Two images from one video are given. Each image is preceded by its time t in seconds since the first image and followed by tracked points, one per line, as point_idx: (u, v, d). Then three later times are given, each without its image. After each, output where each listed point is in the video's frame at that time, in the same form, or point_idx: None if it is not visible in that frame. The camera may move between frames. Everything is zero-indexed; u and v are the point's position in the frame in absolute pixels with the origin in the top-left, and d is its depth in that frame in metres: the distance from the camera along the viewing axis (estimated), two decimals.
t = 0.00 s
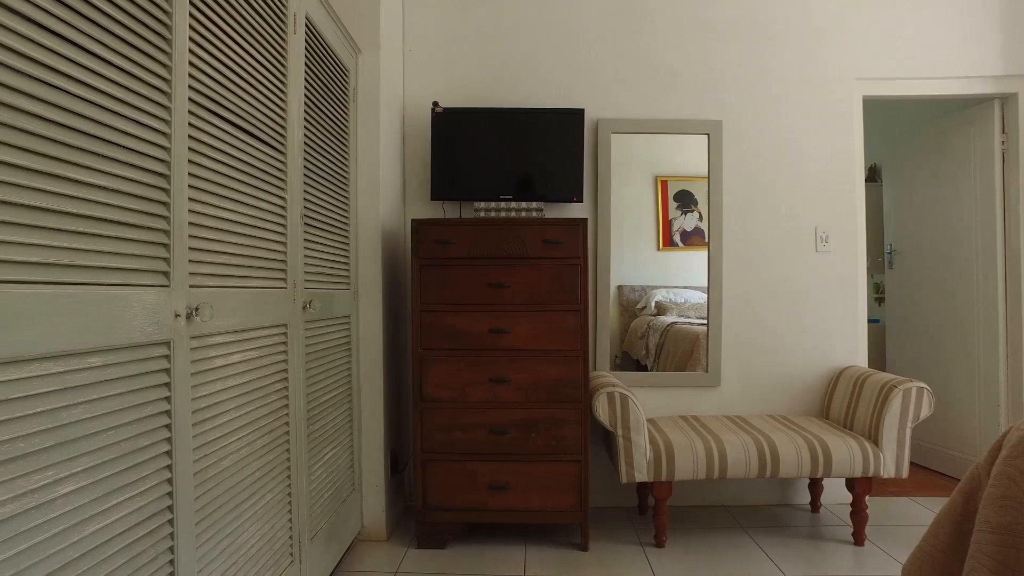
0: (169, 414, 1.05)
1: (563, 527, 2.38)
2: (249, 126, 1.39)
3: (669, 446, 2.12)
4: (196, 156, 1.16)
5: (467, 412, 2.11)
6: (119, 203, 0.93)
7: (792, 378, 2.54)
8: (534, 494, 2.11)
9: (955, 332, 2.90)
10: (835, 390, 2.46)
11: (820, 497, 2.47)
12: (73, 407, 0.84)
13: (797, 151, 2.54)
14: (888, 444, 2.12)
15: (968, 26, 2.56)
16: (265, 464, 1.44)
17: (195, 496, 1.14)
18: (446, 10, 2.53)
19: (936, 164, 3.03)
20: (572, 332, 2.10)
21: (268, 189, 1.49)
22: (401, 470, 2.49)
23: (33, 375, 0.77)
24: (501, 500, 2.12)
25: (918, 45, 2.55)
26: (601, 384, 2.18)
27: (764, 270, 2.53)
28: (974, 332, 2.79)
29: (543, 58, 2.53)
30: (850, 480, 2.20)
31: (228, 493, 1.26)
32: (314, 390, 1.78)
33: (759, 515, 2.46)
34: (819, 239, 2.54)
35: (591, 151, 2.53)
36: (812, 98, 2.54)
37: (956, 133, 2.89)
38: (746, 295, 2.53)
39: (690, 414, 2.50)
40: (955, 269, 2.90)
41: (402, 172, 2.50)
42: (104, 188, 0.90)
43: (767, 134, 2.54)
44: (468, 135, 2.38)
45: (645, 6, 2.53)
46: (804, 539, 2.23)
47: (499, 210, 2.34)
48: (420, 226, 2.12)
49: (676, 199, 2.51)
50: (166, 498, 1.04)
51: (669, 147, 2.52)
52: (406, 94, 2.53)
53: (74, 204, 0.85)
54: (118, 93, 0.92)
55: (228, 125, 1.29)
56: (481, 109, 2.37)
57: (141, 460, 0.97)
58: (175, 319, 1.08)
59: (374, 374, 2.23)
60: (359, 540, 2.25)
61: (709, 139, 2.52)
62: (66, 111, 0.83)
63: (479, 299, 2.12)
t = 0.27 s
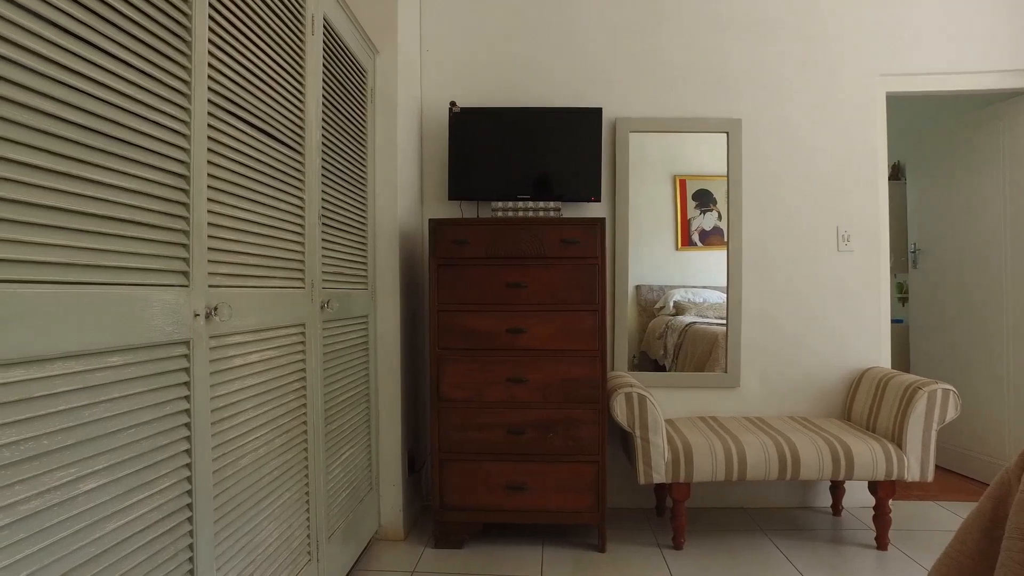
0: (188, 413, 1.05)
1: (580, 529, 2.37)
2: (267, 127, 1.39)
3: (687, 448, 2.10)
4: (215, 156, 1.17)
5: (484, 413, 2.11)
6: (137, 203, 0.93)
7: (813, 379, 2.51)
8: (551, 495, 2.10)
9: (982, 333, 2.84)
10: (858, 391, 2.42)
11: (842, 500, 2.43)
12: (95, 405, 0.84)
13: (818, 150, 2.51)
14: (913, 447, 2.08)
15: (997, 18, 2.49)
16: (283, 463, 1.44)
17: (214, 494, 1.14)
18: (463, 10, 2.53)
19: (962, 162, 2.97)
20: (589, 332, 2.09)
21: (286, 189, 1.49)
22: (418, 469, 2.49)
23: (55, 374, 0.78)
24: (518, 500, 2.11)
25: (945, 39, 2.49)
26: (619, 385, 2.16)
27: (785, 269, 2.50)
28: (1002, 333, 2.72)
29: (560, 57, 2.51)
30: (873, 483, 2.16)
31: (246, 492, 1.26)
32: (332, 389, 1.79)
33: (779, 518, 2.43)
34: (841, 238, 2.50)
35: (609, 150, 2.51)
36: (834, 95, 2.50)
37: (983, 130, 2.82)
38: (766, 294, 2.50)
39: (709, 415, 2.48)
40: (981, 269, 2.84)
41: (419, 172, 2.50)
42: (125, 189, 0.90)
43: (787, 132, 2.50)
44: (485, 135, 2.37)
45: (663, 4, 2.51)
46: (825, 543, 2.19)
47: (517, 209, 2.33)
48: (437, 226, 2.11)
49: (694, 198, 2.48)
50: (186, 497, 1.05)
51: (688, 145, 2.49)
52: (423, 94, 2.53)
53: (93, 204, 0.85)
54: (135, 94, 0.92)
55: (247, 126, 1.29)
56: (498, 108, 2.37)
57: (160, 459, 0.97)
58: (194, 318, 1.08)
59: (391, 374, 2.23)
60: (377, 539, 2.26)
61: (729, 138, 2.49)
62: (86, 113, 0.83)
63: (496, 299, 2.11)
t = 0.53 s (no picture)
0: (207, 412, 1.06)
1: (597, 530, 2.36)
2: (285, 128, 1.40)
3: (705, 449, 2.08)
4: (233, 157, 1.17)
5: (500, 413, 2.11)
6: (156, 204, 0.94)
7: (833, 381, 2.48)
8: (567, 495, 2.10)
9: (1007, 334, 2.79)
10: (878, 393, 2.39)
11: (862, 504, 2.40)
12: (117, 403, 0.85)
13: (837, 148, 2.48)
14: (935, 450, 2.05)
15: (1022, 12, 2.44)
16: (300, 462, 1.45)
17: (232, 493, 1.14)
18: (479, 10, 2.53)
19: (986, 160, 2.92)
20: (605, 332, 2.08)
21: (303, 190, 1.50)
22: (434, 469, 2.49)
23: (77, 372, 0.78)
24: (534, 500, 2.10)
25: (968, 34, 2.45)
26: (636, 386, 2.15)
27: (804, 269, 2.47)
28: None
29: (576, 56, 2.51)
30: (894, 486, 2.13)
31: (264, 491, 1.27)
32: (349, 389, 1.79)
33: (797, 520, 2.40)
34: (861, 238, 2.47)
35: (625, 150, 2.50)
36: (854, 93, 2.47)
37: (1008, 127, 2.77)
38: (784, 295, 2.48)
39: (727, 417, 2.46)
40: (1007, 269, 2.79)
41: (435, 173, 2.50)
42: (145, 191, 0.91)
43: (806, 130, 2.48)
44: (501, 135, 2.37)
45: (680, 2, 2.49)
46: (844, 546, 2.17)
47: (533, 209, 2.32)
48: (453, 226, 2.12)
49: (711, 197, 2.46)
50: (205, 496, 1.06)
51: (705, 144, 2.47)
52: (439, 95, 2.53)
53: (112, 205, 0.85)
54: (154, 95, 0.93)
55: (265, 128, 1.30)
56: (514, 108, 2.36)
57: (180, 458, 0.98)
58: (213, 318, 1.09)
59: (407, 374, 2.24)
60: (393, 538, 2.26)
61: (747, 137, 2.47)
62: (108, 116, 0.84)
63: (512, 299, 2.10)
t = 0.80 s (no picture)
0: (225, 411, 1.07)
1: (612, 531, 2.35)
2: (302, 130, 1.41)
3: (721, 451, 2.07)
4: (251, 159, 1.18)
5: (514, 413, 2.11)
6: (176, 206, 0.95)
7: (851, 382, 2.46)
8: (581, 496, 2.09)
9: None
10: (898, 395, 2.36)
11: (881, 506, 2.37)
12: (138, 402, 0.87)
13: (856, 147, 2.45)
14: (956, 453, 2.03)
15: None
16: (316, 461, 1.46)
17: (250, 492, 1.15)
18: (494, 11, 2.53)
19: (1008, 158, 2.88)
20: (621, 333, 2.07)
21: (320, 191, 1.51)
22: (449, 469, 2.50)
23: (100, 371, 0.80)
24: (548, 501, 2.10)
25: (990, 30, 2.41)
26: (651, 387, 2.14)
27: (821, 269, 2.45)
28: None
29: (591, 56, 2.50)
30: (914, 489, 2.10)
31: (281, 490, 1.28)
32: (365, 389, 1.80)
33: (815, 523, 2.38)
34: (880, 238, 2.44)
35: (640, 150, 2.49)
36: (873, 91, 2.45)
37: None
38: (801, 295, 2.46)
39: (743, 418, 2.44)
40: None
41: (450, 173, 2.51)
42: (164, 193, 0.92)
43: (824, 129, 2.46)
44: (516, 135, 2.37)
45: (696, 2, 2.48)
46: (863, 550, 2.14)
47: (548, 210, 2.32)
48: (468, 227, 2.12)
49: (727, 197, 2.45)
50: (223, 494, 1.07)
51: (721, 144, 2.46)
52: (454, 96, 2.54)
53: (129, 206, 0.86)
54: (174, 99, 0.94)
55: (282, 130, 1.31)
56: (529, 109, 2.36)
57: (199, 456, 0.99)
58: (231, 319, 1.10)
59: (423, 374, 2.25)
60: (409, 538, 2.27)
61: (763, 136, 2.45)
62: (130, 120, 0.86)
63: (527, 299, 2.10)
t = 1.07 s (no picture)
0: (242, 410, 1.08)
1: (627, 532, 2.35)
2: (318, 131, 1.42)
3: (737, 452, 2.05)
4: (267, 159, 1.19)
5: (529, 413, 2.11)
6: (193, 207, 0.95)
7: (869, 382, 2.43)
8: (596, 497, 2.09)
9: None
10: (917, 396, 2.34)
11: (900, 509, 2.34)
12: (157, 401, 0.87)
13: (874, 145, 2.43)
14: (977, 455, 2.00)
15: None
16: (332, 460, 1.47)
17: (266, 490, 1.16)
18: (509, 11, 2.53)
19: None
20: (636, 333, 2.07)
21: (335, 191, 1.52)
22: (464, 468, 2.50)
23: (119, 370, 0.81)
24: (563, 501, 2.10)
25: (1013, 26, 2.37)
26: (666, 387, 2.13)
27: (838, 269, 2.43)
28: None
29: (606, 56, 2.49)
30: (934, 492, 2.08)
31: (297, 489, 1.29)
32: (380, 388, 1.81)
33: (832, 525, 2.36)
34: (898, 237, 2.42)
35: (655, 150, 2.48)
36: (892, 88, 2.42)
37: None
38: (818, 295, 2.44)
39: (759, 419, 2.42)
40: None
41: (465, 173, 2.51)
42: (181, 193, 0.93)
43: (841, 128, 2.43)
44: (530, 135, 2.37)
45: None
46: (881, 553, 2.12)
47: (562, 210, 2.32)
48: (483, 227, 2.12)
49: (743, 196, 2.43)
50: (240, 492, 1.07)
51: (737, 143, 2.44)
52: (469, 96, 2.54)
53: (147, 206, 0.87)
54: (191, 100, 0.95)
55: (298, 130, 1.32)
56: (543, 109, 2.36)
57: (216, 455, 1.00)
58: (247, 318, 1.11)
59: (437, 373, 2.25)
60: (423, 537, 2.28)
61: (780, 134, 2.43)
62: (148, 120, 0.86)
63: (541, 299, 2.10)
